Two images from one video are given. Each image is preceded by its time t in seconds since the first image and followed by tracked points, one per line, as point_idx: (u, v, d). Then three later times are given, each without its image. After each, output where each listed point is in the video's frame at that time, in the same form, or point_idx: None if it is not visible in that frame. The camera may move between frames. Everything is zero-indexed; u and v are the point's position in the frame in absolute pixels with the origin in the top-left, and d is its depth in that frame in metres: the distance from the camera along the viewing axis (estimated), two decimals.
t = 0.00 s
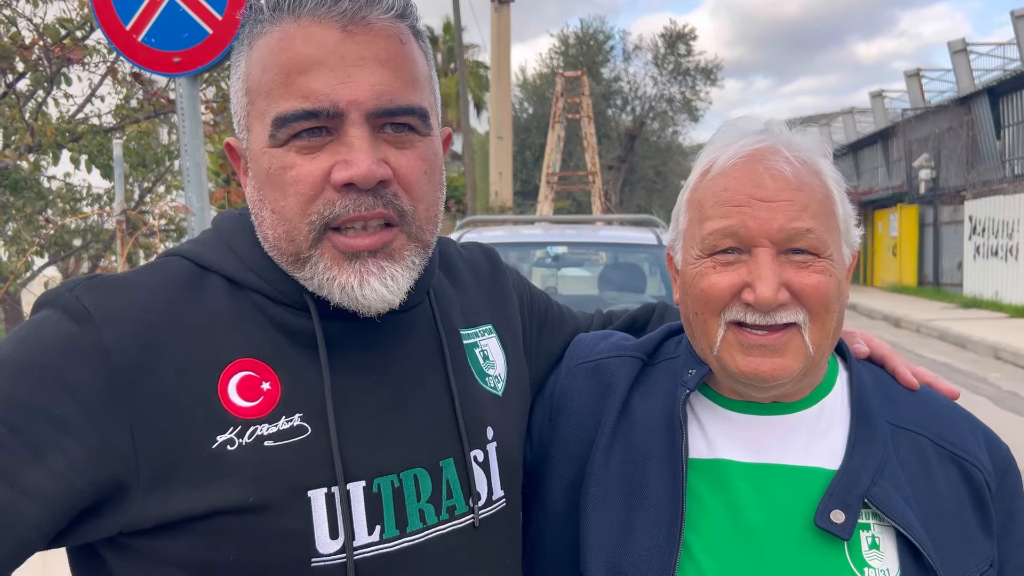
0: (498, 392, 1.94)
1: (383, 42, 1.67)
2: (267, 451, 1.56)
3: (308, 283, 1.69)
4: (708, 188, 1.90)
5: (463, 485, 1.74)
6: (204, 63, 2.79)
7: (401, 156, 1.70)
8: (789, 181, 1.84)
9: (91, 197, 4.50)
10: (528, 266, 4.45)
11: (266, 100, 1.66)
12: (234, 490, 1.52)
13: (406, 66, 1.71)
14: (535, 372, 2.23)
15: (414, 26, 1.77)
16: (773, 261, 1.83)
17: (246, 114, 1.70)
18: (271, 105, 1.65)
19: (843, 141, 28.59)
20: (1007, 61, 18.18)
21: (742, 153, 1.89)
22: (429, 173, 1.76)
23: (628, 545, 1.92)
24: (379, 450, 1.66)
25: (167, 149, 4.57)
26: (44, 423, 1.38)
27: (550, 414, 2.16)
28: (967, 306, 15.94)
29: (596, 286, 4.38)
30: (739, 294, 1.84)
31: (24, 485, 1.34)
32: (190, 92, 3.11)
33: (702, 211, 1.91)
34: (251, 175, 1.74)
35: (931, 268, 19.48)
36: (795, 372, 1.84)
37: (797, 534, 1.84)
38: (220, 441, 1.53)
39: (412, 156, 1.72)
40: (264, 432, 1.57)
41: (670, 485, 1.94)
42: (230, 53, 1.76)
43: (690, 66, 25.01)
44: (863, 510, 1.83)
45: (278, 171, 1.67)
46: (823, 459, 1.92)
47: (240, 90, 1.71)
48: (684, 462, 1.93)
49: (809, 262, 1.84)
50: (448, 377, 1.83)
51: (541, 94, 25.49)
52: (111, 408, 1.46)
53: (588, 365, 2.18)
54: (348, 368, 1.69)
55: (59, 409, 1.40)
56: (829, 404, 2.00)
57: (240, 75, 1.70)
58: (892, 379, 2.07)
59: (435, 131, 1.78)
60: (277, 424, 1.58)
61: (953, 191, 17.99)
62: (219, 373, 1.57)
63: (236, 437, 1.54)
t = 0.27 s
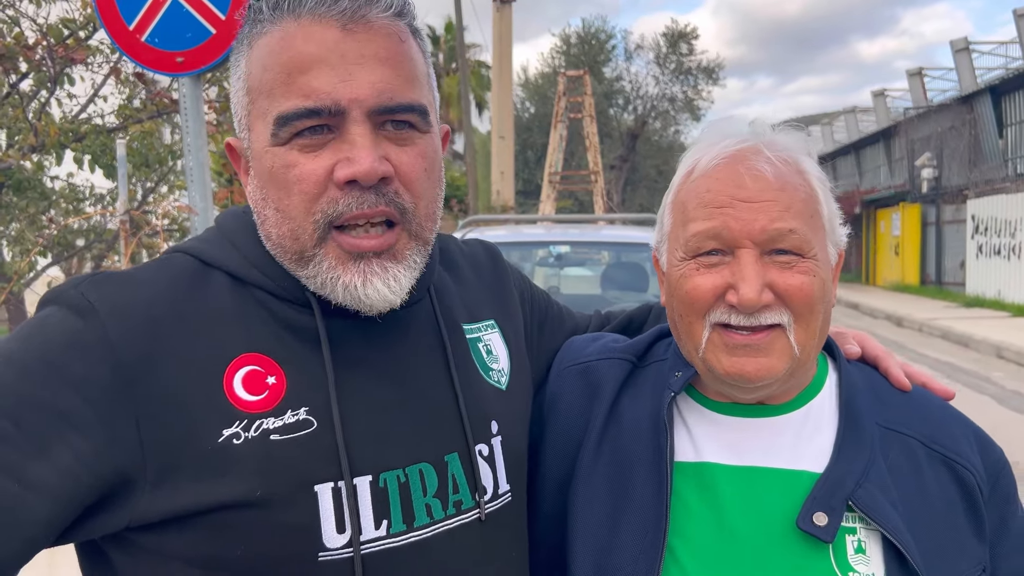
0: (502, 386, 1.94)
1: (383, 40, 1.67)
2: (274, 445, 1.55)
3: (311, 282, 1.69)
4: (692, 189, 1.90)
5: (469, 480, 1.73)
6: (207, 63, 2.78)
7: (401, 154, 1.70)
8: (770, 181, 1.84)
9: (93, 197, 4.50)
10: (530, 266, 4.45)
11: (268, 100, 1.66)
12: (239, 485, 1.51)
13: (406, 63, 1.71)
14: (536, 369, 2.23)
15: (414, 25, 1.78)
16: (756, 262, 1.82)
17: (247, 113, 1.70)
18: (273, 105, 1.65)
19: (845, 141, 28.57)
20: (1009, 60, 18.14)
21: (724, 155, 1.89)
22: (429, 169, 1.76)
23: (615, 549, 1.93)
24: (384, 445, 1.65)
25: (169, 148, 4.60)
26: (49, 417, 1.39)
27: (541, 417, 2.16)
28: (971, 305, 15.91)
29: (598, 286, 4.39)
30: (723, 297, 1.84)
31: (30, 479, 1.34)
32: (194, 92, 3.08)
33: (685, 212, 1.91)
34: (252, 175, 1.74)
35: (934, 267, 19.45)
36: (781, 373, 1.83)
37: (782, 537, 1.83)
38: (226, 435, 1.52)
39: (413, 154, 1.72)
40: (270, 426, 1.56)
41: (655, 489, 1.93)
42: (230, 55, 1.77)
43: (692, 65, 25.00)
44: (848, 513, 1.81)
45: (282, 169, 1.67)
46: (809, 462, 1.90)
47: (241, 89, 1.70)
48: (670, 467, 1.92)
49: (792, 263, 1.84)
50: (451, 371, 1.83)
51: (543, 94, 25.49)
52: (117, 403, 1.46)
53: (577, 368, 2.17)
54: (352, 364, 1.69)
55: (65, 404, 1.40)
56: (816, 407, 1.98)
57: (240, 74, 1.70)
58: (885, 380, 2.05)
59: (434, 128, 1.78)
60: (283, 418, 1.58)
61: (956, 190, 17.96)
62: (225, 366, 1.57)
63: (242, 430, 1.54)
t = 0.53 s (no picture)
0: (507, 385, 1.91)
1: (416, 32, 1.70)
2: (276, 440, 1.56)
3: (378, 272, 1.68)
4: (726, 185, 1.88)
5: (472, 477, 1.72)
6: (208, 63, 2.78)
7: (440, 140, 1.74)
8: (806, 176, 1.82)
9: (95, 197, 4.50)
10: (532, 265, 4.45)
11: (314, 98, 1.63)
12: (241, 479, 1.52)
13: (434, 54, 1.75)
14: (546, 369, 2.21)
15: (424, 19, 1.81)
16: (794, 258, 1.80)
17: (286, 112, 1.66)
18: (322, 100, 1.63)
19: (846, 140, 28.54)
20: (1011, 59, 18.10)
21: (758, 150, 1.87)
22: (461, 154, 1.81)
23: (640, 550, 1.90)
24: (387, 441, 1.65)
25: (171, 149, 4.67)
26: (58, 410, 1.38)
27: (568, 419, 2.15)
28: (972, 304, 15.89)
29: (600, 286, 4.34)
30: (761, 294, 1.81)
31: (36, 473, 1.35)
32: (194, 92, 3.11)
33: (720, 209, 1.89)
34: (291, 175, 1.71)
35: (935, 266, 19.44)
36: (818, 372, 1.80)
37: (813, 540, 1.78)
38: (229, 429, 1.53)
39: (448, 139, 1.76)
40: (272, 420, 1.57)
41: (682, 491, 1.91)
42: (233, 58, 1.74)
43: (693, 64, 24.97)
44: (881, 517, 1.76)
45: (337, 165, 1.65)
46: (843, 464, 1.85)
47: (270, 89, 1.66)
48: (696, 469, 1.89)
49: (830, 260, 1.81)
50: (456, 369, 1.81)
51: (544, 93, 25.48)
52: (123, 397, 1.47)
53: (606, 370, 2.15)
54: (356, 359, 1.69)
55: (73, 396, 1.40)
56: (850, 408, 1.92)
57: (264, 75, 1.66)
58: (921, 383, 1.97)
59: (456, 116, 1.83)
60: (285, 413, 1.58)
61: (957, 188, 17.95)
62: (229, 361, 1.57)
63: (245, 425, 1.54)
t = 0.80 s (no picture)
0: (516, 388, 1.88)
1: (414, 36, 1.69)
2: (278, 434, 1.57)
3: (351, 273, 1.68)
4: (782, 176, 1.84)
5: (474, 479, 1.71)
6: (209, 63, 2.79)
7: (434, 145, 1.71)
8: (871, 169, 1.80)
9: (97, 198, 4.51)
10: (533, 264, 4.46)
11: (307, 94, 1.65)
12: (242, 471, 1.53)
13: (434, 59, 1.73)
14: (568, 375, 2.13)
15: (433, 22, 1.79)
16: (858, 252, 1.77)
17: (282, 109, 1.68)
18: (312, 99, 1.65)
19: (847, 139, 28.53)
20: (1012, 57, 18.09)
21: (819, 141, 1.83)
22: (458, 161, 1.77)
23: (679, 547, 1.87)
24: (389, 436, 1.65)
25: (172, 150, 4.65)
26: (68, 399, 1.43)
27: (601, 416, 2.11)
28: (974, 302, 15.89)
29: (601, 284, 4.36)
30: (822, 288, 1.78)
31: (48, 459, 1.40)
32: (196, 92, 3.12)
33: (777, 201, 1.84)
34: (285, 169, 1.72)
35: (937, 264, 19.42)
36: (874, 368, 1.78)
37: (857, 536, 1.76)
38: (232, 423, 1.55)
39: (443, 145, 1.73)
40: (275, 415, 1.58)
41: (723, 487, 1.88)
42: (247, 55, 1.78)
43: (694, 64, 24.96)
44: (927, 512, 1.75)
45: (321, 162, 1.65)
46: (886, 459, 1.84)
47: (271, 86, 1.70)
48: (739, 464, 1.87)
49: (891, 254, 1.79)
50: (463, 369, 1.80)
51: (544, 92, 25.48)
52: (131, 388, 1.50)
53: (641, 367, 2.11)
54: (359, 355, 1.69)
55: (84, 387, 1.45)
56: (891, 404, 1.92)
57: (268, 72, 1.70)
58: (965, 382, 1.96)
59: (458, 122, 1.80)
60: (287, 408, 1.59)
61: (958, 187, 17.94)
62: (235, 357, 1.59)
63: (248, 419, 1.56)
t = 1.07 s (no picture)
0: (519, 386, 1.88)
1: (385, 33, 1.67)
2: (282, 429, 1.57)
3: (316, 266, 1.70)
4: (779, 176, 1.84)
5: (476, 475, 1.71)
6: (209, 63, 2.79)
7: (401, 143, 1.69)
8: (865, 169, 1.81)
9: (97, 198, 4.51)
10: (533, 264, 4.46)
11: (279, 91, 1.69)
12: (248, 464, 1.53)
13: (408, 56, 1.70)
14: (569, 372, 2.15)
15: (422, 20, 1.77)
16: (857, 251, 1.78)
17: (265, 107, 1.73)
18: (284, 96, 1.68)
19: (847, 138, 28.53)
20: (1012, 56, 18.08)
21: (814, 141, 1.84)
22: (432, 160, 1.74)
23: (671, 546, 1.85)
24: (392, 431, 1.65)
25: (172, 150, 4.66)
26: (77, 394, 1.44)
27: (595, 417, 2.09)
28: (975, 301, 15.88)
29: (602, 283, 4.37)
30: (822, 285, 1.78)
31: (58, 452, 1.41)
32: (196, 93, 3.12)
33: (775, 200, 1.84)
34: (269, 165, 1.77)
35: (938, 263, 19.41)
36: (872, 365, 1.78)
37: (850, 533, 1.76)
38: (237, 417, 1.55)
39: (412, 143, 1.70)
40: (279, 410, 1.58)
41: (715, 486, 1.86)
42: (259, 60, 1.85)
43: (694, 63, 24.96)
44: (921, 509, 1.74)
45: (288, 157, 1.69)
46: (878, 457, 1.84)
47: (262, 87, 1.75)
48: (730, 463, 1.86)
49: (888, 252, 1.81)
50: (465, 366, 1.80)
51: (544, 92, 25.47)
52: (140, 382, 1.51)
53: (636, 368, 2.11)
54: (362, 352, 1.69)
55: (93, 382, 1.46)
56: (885, 404, 1.91)
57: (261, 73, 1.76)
58: (959, 386, 1.96)
59: (440, 120, 1.77)
60: (292, 403, 1.59)
61: (958, 186, 17.93)
62: (240, 353, 1.59)
63: (253, 414, 1.56)
